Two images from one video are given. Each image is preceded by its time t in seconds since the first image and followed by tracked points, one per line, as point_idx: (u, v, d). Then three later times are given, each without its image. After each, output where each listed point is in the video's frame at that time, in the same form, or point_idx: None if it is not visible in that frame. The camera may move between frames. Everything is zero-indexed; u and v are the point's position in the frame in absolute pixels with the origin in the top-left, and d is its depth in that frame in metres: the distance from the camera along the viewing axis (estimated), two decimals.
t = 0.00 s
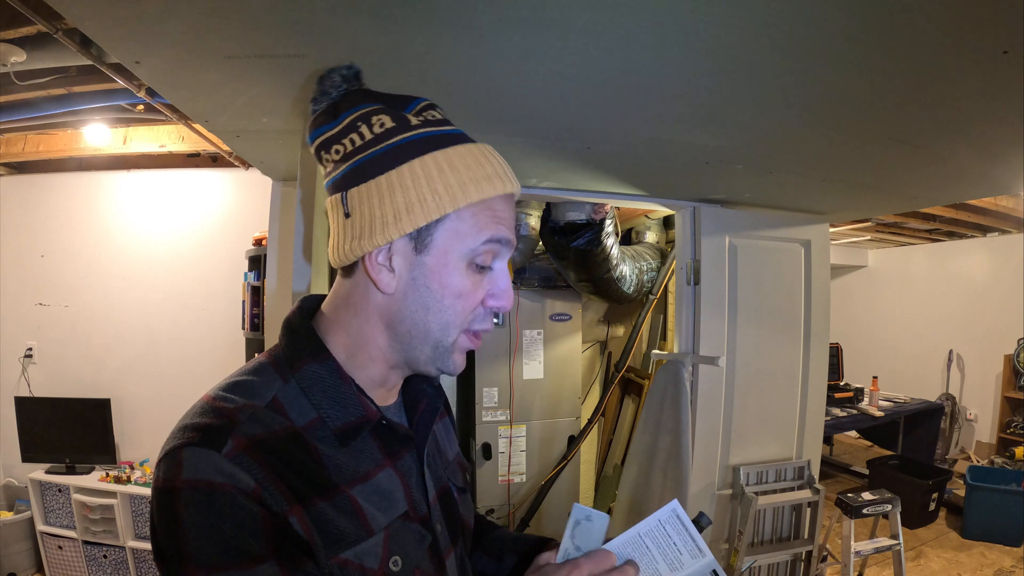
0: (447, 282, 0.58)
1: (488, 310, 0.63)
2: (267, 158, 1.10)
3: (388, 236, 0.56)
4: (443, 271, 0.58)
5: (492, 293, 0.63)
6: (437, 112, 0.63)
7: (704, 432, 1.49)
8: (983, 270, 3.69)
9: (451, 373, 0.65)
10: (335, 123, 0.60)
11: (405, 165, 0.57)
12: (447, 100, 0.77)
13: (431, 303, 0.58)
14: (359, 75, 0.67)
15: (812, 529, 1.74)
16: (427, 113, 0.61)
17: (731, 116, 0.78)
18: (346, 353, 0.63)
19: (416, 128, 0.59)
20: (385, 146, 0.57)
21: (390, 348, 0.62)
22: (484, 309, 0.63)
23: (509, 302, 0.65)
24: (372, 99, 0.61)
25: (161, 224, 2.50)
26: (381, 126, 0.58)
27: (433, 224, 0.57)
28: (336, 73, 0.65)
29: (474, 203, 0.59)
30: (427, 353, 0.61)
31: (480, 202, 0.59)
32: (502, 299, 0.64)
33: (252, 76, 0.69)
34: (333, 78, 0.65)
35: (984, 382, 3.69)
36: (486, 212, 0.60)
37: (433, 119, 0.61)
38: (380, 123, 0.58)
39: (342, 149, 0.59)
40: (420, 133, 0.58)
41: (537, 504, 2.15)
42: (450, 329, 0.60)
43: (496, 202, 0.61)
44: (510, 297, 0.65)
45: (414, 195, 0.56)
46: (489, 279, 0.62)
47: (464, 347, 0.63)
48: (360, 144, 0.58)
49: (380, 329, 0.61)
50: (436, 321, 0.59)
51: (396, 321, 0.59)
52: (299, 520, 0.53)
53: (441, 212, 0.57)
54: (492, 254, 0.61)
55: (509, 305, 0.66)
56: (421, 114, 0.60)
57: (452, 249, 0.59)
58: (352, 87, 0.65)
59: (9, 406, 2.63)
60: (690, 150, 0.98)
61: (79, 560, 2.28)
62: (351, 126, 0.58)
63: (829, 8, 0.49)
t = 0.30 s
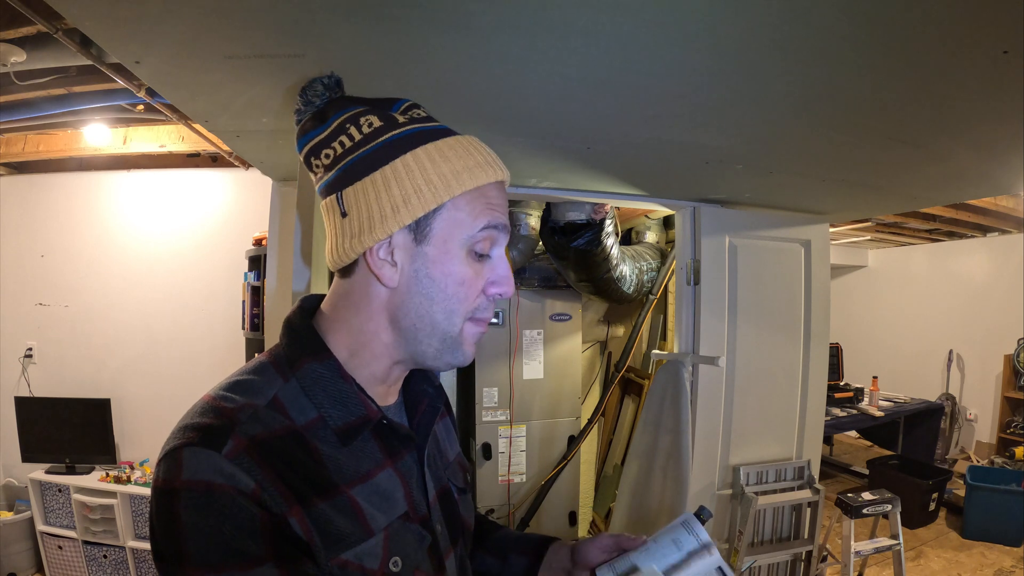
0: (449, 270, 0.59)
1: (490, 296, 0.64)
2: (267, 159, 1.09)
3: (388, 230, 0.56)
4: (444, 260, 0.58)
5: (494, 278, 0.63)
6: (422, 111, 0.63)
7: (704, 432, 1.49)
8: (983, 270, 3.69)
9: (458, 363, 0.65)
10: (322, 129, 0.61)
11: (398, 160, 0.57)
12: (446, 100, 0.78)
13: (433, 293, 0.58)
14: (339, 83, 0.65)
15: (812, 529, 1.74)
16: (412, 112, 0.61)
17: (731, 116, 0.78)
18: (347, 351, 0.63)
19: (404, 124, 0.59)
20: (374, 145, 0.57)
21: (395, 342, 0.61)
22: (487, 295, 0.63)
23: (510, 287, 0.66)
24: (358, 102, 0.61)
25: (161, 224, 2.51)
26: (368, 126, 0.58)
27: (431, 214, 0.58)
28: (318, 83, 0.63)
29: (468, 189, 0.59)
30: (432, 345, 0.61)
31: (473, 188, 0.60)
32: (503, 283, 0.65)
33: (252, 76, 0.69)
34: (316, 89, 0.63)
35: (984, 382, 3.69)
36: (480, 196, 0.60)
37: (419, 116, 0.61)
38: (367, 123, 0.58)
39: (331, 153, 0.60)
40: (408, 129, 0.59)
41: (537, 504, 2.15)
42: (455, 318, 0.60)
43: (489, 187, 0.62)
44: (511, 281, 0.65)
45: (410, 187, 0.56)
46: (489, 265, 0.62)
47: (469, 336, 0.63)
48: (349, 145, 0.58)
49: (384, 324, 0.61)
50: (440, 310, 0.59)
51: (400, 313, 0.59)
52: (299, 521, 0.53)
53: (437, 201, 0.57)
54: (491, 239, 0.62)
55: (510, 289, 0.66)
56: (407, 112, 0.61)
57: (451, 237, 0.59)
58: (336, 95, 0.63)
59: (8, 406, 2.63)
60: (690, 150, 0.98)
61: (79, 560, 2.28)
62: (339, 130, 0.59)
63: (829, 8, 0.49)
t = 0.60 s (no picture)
0: (448, 283, 0.59)
1: (486, 312, 0.64)
2: (267, 158, 1.09)
3: (392, 237, 0.56)
4: (445, 273, 0.58)
5: (493, 297, 0.63)
6: (442, 112, 0.63)
7: (704, 432, 1.49)
8: (982, 270, 3.70)
9: (448, 373, 0.65)
10: (338, 120, 0.60)
11: (411, 166, 0.57)
12: (447, 100, 0.77)
13: (432, 304, 0.58)
14: (365, 71, 0.63)
15: (812, 529, 1.74)
16: (432, 113, 0.61)
17: (732, 116, 0.78)
18: (345, 353, 0.63)
19: (422, 128, 0.59)
20: (391, 146, 0.57)
21: (389, 348, 0.61)
22: (483, 312, 0.63)
23: (506, 305, 0.66)
24: (378, 95, 0.60)
25: (161, 224, 2.50)
26: (387, 125, 0.58)
27: (436, 226, 0.57)
28: (342, 68, 0.61)
29: (478, 206, 0.59)
30: (426, 354, 0.61)
31: (483, 205, 0.59)
32: (501, 302, 0.65)
33: (252, 77, 0.69)
34: (339, 73, 0.61)
35: (984, 382, 3.69)
36: (489, 214, 0.60)
37: (438, 119, 0.61)
38: (386, 121, 0.58)
39: (346, 146, 0.59)
40: (426, 133, 0.59)
41: (537, 504, 2.15)
42: (449, 331, 0.60)
43: (498, 205, 0.61)
44: (509, 299, 0.65)
45: (419, 196, 0.56)
46: (489, 282, 0.62)
47: (463, 348, 0.63)
48: (365, 141, 0.58)
49: (381, 329, 0.61)
50: (435, 323, 0.59)
51: (396, 321, 0.59)
52: (297, 522, 0.53)
53: (444, 214, 0.57)
54: (493, 257, 0.61)
55: (507, 307, 0.66)
56: (427, 114, 0.60)
57: (455, 251, 0.59)
58: (358, 84, 0.62)
59: (9, 406, 2.63)
60: (690, 150, 0.98)
61: (79, 560, 2.28)
62: (356, 123, 0.58)
63: (829, 8, 0.49)
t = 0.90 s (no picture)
0: (447, 282, 0.58)
1: (487, 311, 0.63)
2: (267, 158, 1.09)
3: (391, 237, 0.56)
4: (444, 271, 0.58)
5: (493, 295, 0.63)
6: (440, 109, 0.62)
7: (704, 432, 1.49)
8: (982, 270, 3.70)
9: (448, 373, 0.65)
10: (335, 120, 0.60)
11: (407, 166, 0.57)
12: (446, 100, 0.77)
13: (431, 304, 0.58)
14: (360, 69, 0.63)
15: (812, 529, 1.74)
16: (429, 111, 0.61)
17: (731, 116, 0.78)
18: (344, 354, 0.63)
19: (419, 126, 0.58)
20: (388, 145, 0.57)
21: (389, 348, 0.61)
22: (483, 310, 0.63)
23: (507, 304, 0.65)
24: (374, 94, 0.60)
25: (161, 224, 2.51)
26: (384, 123, 0.58)
27: (435, 226, 0.57)
28: (338, 68, 0.61)
29: (477, 204, 0.59)
30: (426, 354, 0.61)
31: (482, 203, 0.59)
32: (502, 300, 0.65)
33: (252, 76, 0.69)
34: (335, 73, 0.61)
35: (984, 382, 3.69)
36: (488, 212, 0.60)
37: (435, 116, 0.61)
38: (382, 120, 0.58)
39: (343, 146, 0.59)
40: (423, 132, 0.58)
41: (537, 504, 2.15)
42: (449, 330, 0.60)
43: (497, 203, 0.61)
44: (509, 298, 0.65)
45: (416, 195, 0.56)
46: (489, 280, 0.62)
47: (463, 348, 0.63)
48: (362, 141, 0.58)
49: (381, 329, 0.61)
50: (435, 322, 0.59)
51: (395, 321, 0.59)
52: (296, 524, 0.53)
53: (442, 212, 0.57)
54: (492, 256, 0.61)
55: (507, 306, 0.66)
56: (424, 112, 0.60)
57: (453, 250, 0.59)
58: (354, 82, 0.61)
59: (9, 406, 2.63)
60: (690, 150, 0.98)
61: (79, 560, 2.28)
62: (353, 123, 0.58)
63: (829, 8, 0.49)
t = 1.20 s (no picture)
0: (447, 277, 0.58)
1: (489, 305, 0.63)
2: (267, 159, 1.10)
3: (388, 234, 0.56)
4: (443, 266, 0.58)
5: (494, 287, 0.63)
6: (430, 109, 0.62)
7: (704, 432, 1.49)
8: (982, 270, 3.70)
9: (453, 371, 0.64)
10: (328, 124, 0.60)
11: (401, 163, 0.57)
12: (446, 100, 0.77)
13: (432, 299, 0.58)
14: (349, 76, 0.63)
15: (812, 529, 1.74)
16: (420, 111, 0.61)
17: (732, 116, 0.78)
18: (344, 353, 0.63)
19: (410, 125, 0.58)
20: (381, 144, 0.57)
21: (391, 347, 0.61)
22: (485, 304, 0.62)
23: (510, 296, 0.65)
24: (365, 98, 0.60)
25: (161, 224, 2.51)
26: (375, 124, 0.58)
27: (432, 220, 0.58)
28: (328, 76, 0.62)
29: (472, 196, 0.59)
30: (428, 351, 0.61)
31: (477, 194, 0.59)
32: (503, 293, 0.64)
33: (252, 76, 0.69)
34: (325, 81, 0.62)
35: (984, 382, 3.69)
36: (484, 204, 0.60)
37: (426, 115, 0.61)
38: (374, 121, 0.58)
39: (336, 150, 0.59)
40: (414, 130, 0.58)
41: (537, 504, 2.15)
42: (452, 326, 0.60)
43: (493, 195, 0.61)
44: (511, 290, 0.65)
45: (412, 191, 0.56)
46: (489, 273, 0.62)
47: (466, 344, 0.63)
48: (355, 142, 0.58)
49: (381, 327, 0.61)
50: (436, 317, 0.59)
51: (396, 318, 0.59)
52: (295, 524, 0.53)
53: (439, 206, 0.57)
54: (491, 248, 0.61)
55: (510, 298, 0.66)
56: (415, 111, 0.60)
57: (451, 244, 0.59)
58: (344, 89, 0.62)
59: (9, 406, 2.63)
60: (690, 150, 0.98)
61: (79, 560, 2.28)
62: (344, 127, 0.58)
63: (829, 8, 0.49)
